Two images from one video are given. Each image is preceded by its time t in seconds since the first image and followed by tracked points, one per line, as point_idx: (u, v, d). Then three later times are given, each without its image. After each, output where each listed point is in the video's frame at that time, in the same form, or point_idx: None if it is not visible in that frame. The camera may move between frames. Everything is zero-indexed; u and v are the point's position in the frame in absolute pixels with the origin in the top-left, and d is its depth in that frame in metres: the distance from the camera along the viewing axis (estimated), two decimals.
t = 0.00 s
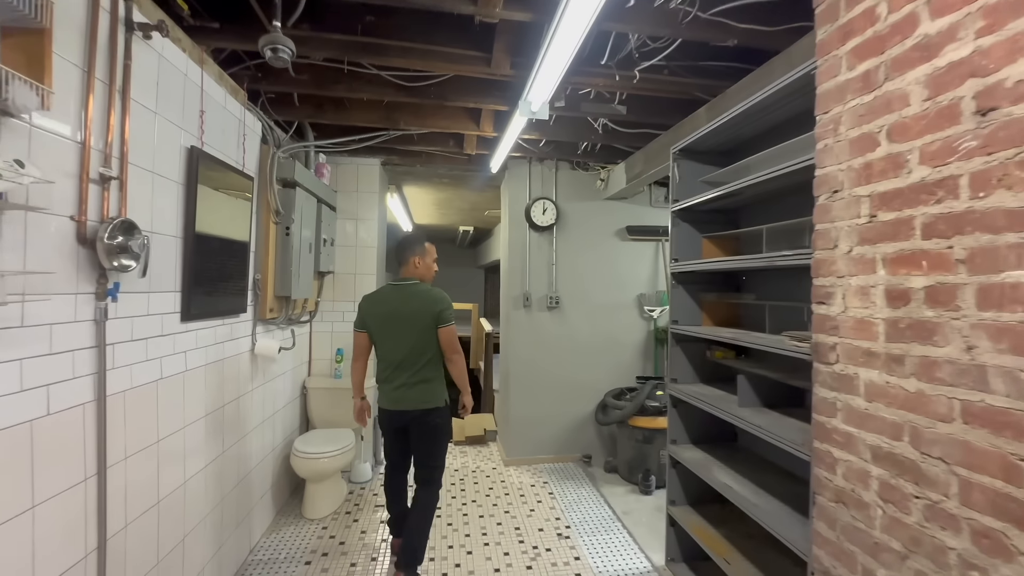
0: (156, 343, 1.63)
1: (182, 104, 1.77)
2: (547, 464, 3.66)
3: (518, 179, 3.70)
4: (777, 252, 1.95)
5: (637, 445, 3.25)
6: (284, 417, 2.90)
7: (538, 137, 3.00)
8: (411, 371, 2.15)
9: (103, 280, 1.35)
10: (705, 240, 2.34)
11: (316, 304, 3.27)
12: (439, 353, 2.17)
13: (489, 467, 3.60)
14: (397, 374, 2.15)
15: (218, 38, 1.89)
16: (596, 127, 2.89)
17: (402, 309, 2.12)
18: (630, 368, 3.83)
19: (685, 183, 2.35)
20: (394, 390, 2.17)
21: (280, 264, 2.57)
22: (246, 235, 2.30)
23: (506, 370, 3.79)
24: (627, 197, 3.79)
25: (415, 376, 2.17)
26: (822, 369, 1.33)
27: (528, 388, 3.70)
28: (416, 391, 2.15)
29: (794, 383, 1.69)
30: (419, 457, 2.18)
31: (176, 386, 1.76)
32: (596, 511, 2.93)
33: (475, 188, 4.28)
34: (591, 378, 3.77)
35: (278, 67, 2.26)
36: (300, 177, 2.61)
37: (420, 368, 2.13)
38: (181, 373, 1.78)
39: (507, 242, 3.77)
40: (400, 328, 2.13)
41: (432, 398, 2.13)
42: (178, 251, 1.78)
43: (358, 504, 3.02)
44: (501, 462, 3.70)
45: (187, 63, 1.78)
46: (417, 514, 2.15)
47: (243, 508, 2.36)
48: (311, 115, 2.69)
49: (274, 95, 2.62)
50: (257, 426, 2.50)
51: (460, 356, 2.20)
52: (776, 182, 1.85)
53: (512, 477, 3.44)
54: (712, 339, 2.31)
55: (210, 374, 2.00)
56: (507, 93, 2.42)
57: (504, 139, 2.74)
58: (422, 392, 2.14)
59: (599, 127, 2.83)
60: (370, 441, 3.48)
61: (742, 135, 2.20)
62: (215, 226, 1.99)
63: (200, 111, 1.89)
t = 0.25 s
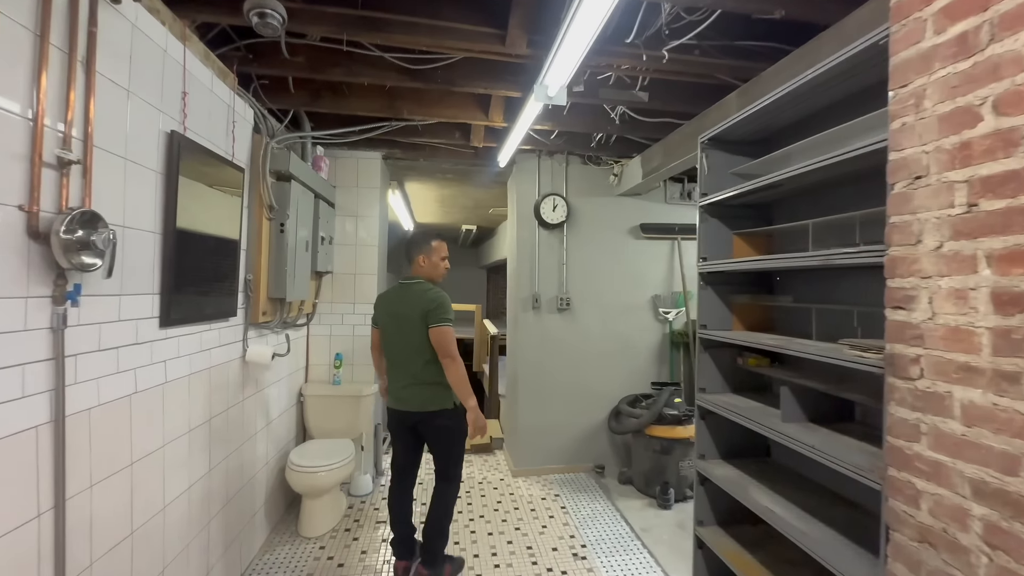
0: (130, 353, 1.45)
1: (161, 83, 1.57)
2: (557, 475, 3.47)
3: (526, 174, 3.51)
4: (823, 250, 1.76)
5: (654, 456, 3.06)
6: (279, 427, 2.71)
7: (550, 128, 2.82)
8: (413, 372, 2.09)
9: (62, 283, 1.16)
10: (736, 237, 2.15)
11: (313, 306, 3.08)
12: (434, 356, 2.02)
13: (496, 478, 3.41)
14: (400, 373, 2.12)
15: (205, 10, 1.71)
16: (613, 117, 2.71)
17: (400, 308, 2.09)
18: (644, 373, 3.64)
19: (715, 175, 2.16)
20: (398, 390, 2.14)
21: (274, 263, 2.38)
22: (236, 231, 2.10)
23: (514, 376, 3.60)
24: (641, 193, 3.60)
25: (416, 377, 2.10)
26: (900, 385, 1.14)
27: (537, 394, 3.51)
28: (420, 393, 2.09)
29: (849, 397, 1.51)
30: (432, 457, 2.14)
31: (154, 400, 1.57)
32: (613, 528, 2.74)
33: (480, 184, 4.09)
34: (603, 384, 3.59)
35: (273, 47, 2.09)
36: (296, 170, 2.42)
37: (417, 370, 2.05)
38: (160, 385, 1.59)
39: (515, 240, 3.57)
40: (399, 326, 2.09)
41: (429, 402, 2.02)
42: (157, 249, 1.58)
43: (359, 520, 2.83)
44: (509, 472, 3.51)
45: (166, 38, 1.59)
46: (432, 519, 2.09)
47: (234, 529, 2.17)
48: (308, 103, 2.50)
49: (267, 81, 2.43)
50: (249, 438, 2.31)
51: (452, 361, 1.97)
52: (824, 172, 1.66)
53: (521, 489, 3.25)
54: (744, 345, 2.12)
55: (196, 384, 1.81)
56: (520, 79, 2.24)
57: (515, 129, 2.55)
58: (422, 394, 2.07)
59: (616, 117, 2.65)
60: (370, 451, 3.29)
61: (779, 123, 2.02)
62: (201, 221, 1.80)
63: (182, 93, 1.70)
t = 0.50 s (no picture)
0: (84, 367, 1.24)
1: (125, 56, 1.37)
2: (568, 488, 3.26)
3: (535, 168, 3.30)
4: (881, 247, 1.56)
5: (673, 469, 2.86)
6: (270, 440, 2.51)
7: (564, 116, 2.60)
8: (423, 381, 2.13)
9: None
10: (773, 233, 1.94)
11: (307, 309, 2.87)
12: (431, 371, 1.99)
13: (503, 491, 3.20)
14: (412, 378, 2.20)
15: None
16: (632, 105, 2.50)
17: (410, 315, 2.17)
18: (659, 379, 3.44)
19: (749, 165, 1.95)
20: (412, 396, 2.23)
21: (263, 262, 2.17)
22: (220, 227, 1.90)
23: (521, 382, 3.39)
24: (656, 189, 3.40)
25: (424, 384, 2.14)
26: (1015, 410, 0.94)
27: (547, 402, 3.31)
28: (431, 401, 2.12)
29: (920, 415, 1.33)
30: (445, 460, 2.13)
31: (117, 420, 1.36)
32: (631, 548, 2.53)
33: (486, 180, 3.89)
34: (617, 391, 3.38)
35: (259, 22, 1.88)
36: (287, 160, 2.21)
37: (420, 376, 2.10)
38: (123, 402, 1.39)
39: (523, 238, 3.37)
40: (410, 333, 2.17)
41: (430, 413, 2.04)
42: (121, 245, 1.37)
43: (357, 539, 2.63)
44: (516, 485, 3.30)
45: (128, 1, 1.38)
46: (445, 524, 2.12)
47: (218, 555, 1.97)
48: (300, 87, 2.29)
49: (255, 62, 2.22)
50: (235, 455, 2.10)
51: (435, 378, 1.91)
52: (888, 156, 1.45)
53: (530, 503, 3.04)
54: (782, 353, 1.92)
55: (168, 399, 1.61)
56: (533, 59, 2.03)
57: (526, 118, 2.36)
58: (427, 404, 2.09)
59: (635, 104, 2.45)
60: (369, 463, 3.08)
61: (823, 105, 1.81)
62: (177, 214, 1.59)
63: (151, 68, 1.49)
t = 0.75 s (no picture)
0: (26, 376, 1.06)
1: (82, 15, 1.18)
2: (577, 499, 3.08)
3: (543, 160, 3.12)
4: (945, 238, 1.37)
5: (691, 480, 2.68)
6: (260, 450, 2.32)
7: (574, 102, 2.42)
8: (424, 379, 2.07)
9: None
10: (812, 225, 1.76)
11: (301, 309, 2.69)
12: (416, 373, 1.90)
13: (509, 502, 3.01)
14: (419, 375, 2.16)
15: None
16: (650, 88, 2.32)
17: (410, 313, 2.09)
18: (673, 383, 3.25)
19: (785, 150, 1.77)
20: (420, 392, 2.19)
21: (250, 257, 1.98)
22: (201, 218, 1.72)
23: (528, 386, 3.21)
24: (670, 182, 3.21)
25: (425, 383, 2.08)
26: None
27: (555, 407, 3.12)
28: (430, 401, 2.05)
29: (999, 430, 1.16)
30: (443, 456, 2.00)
31: (71, 436, 1.17)
32: (648, 565, 2.36)
33: (490, 174, 3.71)
34: (629, 396, 3.20)
35: None
36: (276, 146, 2.02)
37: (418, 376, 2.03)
38: (77, 417, 1.20)
39: (530, 233, 3.19)
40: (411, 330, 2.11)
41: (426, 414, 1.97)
42: (77, 234, 1.19)
43: (353, 555, 2.45)
44: (522, 495, 3.12)
45: None
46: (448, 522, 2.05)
47: None
48: (291, 68, 2.10)
49: (242, 40, 2.03)
50: (219, 469, 1.91)
51: (419, 382, 1.83)
52: (958, 132, 1.26)
53: (538, 515, 2.86)
54: (823, 357, 1.73)
55: (136, 411, 1.42)
56: (546, 34, 1.85)
57: (536, 102, 2.17)
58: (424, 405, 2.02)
59: (654, 87, 2.26)
60: (367, 473, 2.89)
61: (871, 82, 1.63)
62: (149, 201, 1.41)
63: (116, 32, 1.30)
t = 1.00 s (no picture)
0: None
1: None
2: (589, 513, 2.92)
3: (552, 156, 2.97)
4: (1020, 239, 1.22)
5: (713, 495, 2.53)
6: (253, 466, 2.16)
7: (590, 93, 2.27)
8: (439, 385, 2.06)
9: None
10: (856, 226, 1.61)
11: (297, 314, 2.53)
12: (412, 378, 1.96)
13: (517, 516, 2.86)
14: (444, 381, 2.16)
15: None
16: (671, 79, 2.17)
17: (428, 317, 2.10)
18: (689, 391, 3.10)
19: (827, 142, 1.64)
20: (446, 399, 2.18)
21: (241, 259, 1.82)
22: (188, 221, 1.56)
23: (537, 394, 3.05)
24: (685, 179, 3.06)
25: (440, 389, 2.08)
26: None
27: (566, 417, 2.96)
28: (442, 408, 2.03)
29: None
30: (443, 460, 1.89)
31: (29, 468, 1.02)
32: None
33: (495, 172, 3.57)
34: (643, 404, 3.05)
35: None
36: (270, 139, 1.87)
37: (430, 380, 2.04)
38: (37, 445, 1.04)
39: (538, 233, 3.03)
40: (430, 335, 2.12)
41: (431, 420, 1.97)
42: (35, 233, 1.02)
43: None
44: (532, 509, 2.96)
45: None
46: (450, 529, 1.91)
47: None
48: (287, 55, 1.95)
49: (234, 24, 1.88)
50: (208, 490, 1.75)
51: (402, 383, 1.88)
52: None
53: (549, 531, 2.71)
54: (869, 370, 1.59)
55: (110, 433, 1.25)
56: (566, 16, 1.70)
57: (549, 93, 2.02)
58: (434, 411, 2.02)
59: (676, 77, 2.11)
60: (367, 487, 2.73)
61: (925, 67, 1.48)
62: (125, 198, 1.25)
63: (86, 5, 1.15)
